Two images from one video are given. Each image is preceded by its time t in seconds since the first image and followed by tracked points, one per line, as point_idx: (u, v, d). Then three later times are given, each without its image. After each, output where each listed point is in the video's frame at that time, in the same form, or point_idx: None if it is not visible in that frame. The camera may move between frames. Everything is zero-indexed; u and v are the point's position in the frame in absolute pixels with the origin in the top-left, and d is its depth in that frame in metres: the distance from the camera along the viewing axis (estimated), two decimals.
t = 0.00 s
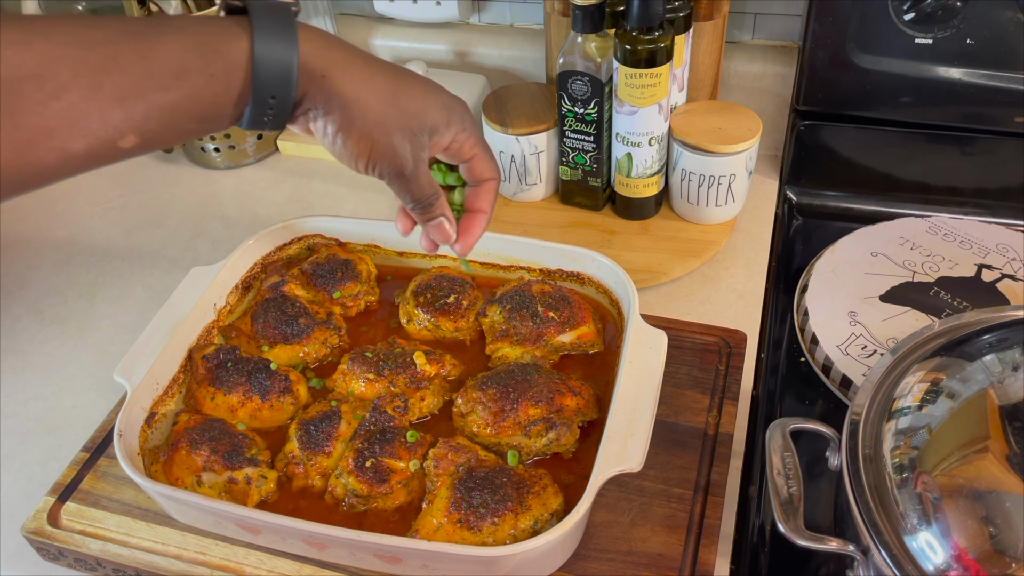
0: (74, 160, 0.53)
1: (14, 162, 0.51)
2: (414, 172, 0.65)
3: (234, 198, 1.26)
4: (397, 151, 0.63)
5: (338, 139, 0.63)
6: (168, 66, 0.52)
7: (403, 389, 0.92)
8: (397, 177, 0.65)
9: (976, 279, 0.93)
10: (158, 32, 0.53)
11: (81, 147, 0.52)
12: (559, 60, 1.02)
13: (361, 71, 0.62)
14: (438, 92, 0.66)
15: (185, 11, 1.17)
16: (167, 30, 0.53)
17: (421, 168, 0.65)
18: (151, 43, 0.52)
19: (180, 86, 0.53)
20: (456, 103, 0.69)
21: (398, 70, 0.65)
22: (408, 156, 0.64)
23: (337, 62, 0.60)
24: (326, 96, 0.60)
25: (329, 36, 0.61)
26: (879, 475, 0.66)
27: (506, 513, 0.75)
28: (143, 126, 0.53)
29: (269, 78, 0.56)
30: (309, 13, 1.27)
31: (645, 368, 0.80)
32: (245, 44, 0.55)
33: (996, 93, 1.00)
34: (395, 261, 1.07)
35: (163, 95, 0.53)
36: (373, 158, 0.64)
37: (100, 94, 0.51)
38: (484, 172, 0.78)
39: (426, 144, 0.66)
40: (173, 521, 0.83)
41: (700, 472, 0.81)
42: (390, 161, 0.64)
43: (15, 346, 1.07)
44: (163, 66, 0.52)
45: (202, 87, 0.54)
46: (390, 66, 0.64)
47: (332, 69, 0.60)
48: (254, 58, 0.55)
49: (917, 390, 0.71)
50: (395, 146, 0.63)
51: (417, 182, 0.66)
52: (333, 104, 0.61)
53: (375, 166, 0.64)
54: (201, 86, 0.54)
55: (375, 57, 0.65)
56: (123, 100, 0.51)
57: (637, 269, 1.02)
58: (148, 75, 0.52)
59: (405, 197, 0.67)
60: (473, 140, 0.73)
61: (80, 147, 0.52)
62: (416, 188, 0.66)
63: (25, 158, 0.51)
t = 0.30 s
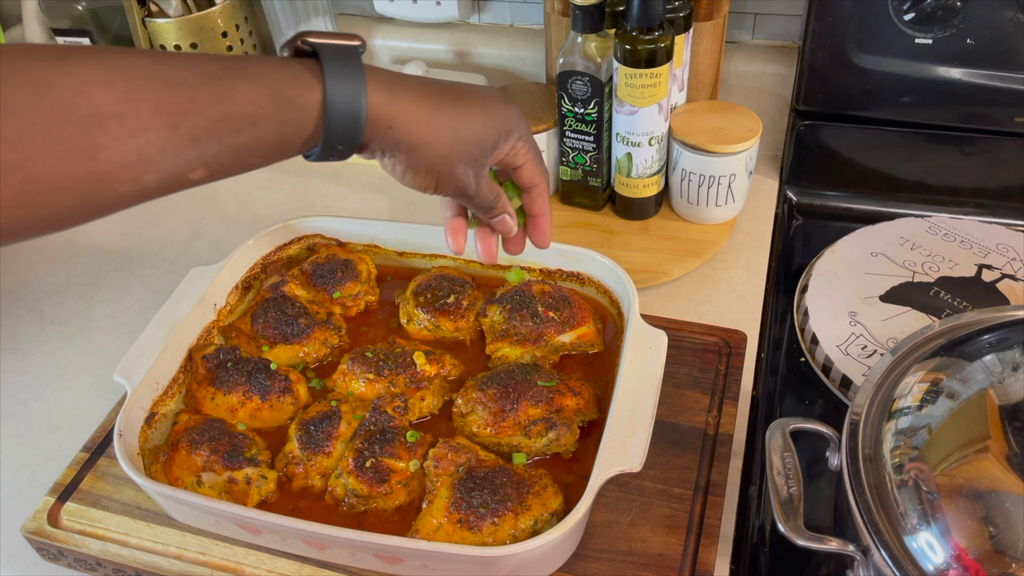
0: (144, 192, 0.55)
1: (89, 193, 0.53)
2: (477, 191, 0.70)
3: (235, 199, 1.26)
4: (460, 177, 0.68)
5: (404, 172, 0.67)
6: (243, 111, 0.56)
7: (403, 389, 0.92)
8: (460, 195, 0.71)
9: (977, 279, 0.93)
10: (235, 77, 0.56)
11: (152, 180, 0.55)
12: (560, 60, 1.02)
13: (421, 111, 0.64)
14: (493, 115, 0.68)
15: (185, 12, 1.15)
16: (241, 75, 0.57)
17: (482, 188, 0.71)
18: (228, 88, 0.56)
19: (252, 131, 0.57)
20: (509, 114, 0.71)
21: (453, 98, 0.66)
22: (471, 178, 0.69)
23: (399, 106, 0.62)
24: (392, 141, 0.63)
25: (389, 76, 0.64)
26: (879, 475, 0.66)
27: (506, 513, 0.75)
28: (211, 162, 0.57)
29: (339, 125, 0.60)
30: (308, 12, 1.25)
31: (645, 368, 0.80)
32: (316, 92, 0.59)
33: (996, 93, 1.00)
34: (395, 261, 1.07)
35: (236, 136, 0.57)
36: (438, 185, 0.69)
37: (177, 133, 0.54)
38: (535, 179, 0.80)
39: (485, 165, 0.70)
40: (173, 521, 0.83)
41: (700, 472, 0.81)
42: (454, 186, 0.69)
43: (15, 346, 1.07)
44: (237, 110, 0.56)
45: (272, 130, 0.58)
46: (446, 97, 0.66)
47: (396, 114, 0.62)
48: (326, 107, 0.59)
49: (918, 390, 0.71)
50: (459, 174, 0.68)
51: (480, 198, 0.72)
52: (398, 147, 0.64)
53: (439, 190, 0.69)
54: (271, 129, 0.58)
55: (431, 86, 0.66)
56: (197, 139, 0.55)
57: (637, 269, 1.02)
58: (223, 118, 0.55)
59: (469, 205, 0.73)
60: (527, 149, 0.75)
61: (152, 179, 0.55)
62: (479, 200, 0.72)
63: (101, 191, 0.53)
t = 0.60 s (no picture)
0: (199, 208, 0.58)
1: (152, 206, 0.55)
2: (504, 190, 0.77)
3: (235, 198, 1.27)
4: (488, 181, 0.75)
5: (437, 180, 0.75)
6: (294, 133, 0.60)
7: (403, 389, 0.92)
8: (489, 195, 0.78)
9: (977, 279, 0.93)
10: (288, 100, 0.60)
11: (208, 195, 0.58)
12: (560, 60, 1.02)
13: (450, 125, 0.70)
14: (514, 122, 0.74)
15: (185, 12, 1.15)
16: (293, 98, 0.61)
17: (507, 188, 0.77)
18: (282, 110, 0.60)
19: (301, 149, 0.61)
20: (528, 119, 0.76)
21: (477, 110, 0.73)
22: (499, 180, 0.76)
23: (431, 123, 0.69)
24: (427, 156, 0.70)
25: (417, 95, 0.69)
26: (879, 475, 0.66)
27: (506, 513, 0.75)
28: (260, 177, 0.60)
29: (380, 145, 0.65)
30: (308, 13, 1.24)
31: (645, 368, 0.80)
32: (361, 114, 0.64)
33: (996, 93, 1.00)
34: (394, 261, 1.07)
35: (285, 153, 0.60)
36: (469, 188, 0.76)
37: (236, 152, 0.57)
38: (556, 173, 0.84)
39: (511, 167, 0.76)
40: (173, 521, 0.83)
41: (700, 472, 0.81)
42: (483, 188, 0.76)
43: (15, 346, 1.07)
44: (289, 131, 0.60)
45: (320, 149, 0.62)
46: (470, 109, 0.72)
47: (428, 132, 0.68)
48: (370, 129, 0.64)
49: (917, 390, 0.71)
50: (487, 178, 0.75)
51: (506, 196, 0.79)
52: (432, 160, 0.71)
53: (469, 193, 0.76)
54: (318, 148, 0.62)
55: (455, 100, 0.72)
56: (252, 157, 0.59)
57: (637, 269, 1.02)
58: (276, 138, 0.59)
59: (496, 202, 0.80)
60: (548, 149, 0.81)
61: (208, 195, 0.58)
62: (506, 197, 0.79)
63: (163, 206, 0.56)
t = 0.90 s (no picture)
0: (196, 200, 0.57)
1: (151, 199, 0.55)
2: (478, 186, 0.80)
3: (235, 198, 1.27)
4: (467, 176, 0.77)
5: (418, 172, 0.76)
6: (288, 124, 0.60)
7: (403, 389, 0.92)
8: (465, 189, 0.80)
9: (977, 279, 0.93)
10: (279, 93, 0.60)
11: (206, 188, 0.57)
12: (559, 60, 1.02)
13: (436, 120, 0.71)
14: (495, 120, 0.76)
15: (185, 12, 1.14)
16: (285, 90, 0.61)
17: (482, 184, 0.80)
18: (274, 102, 0.59)
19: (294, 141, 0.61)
20: (509, 119, 0.78)
21: (462, 106, 0.74)
22: (476, 176, 0.78)
23: (417, 117, 0.69)
24: (410, 148, 0.71)
25: (407, 90, 0.70)
26: (879, 475, 0.66)
27: (506, 513, 0.75)
28: (255, 170, 0.60)
29: (367, 137, 0.66)
30: (308, 12, 1.24)
31: (645, 368, 0.80)
32: (349, 106, 0.64)
33: (997, 93, 1.00)
34: (394, 261, 1.07)
35: (278, 146, 0.60)
36: (446, 182, 0.78)
37: (230, 142, 0.57)
38: (530, 172, 0.87)
39: (488, 164, 0.79)
40: (173, 521, 0.83)
41: (700, 472, 0.81)
42: (461, 183, 0.78)
43: (15, 346, 1.07)
44: (282, 123, 0.60)
45: (311, 141, 0.62)
46: (456, 105, 0.73)
47: (414, 125, 0.69)
48: (359, 121, 0.64)
49: (917, 390, 0.71)
50: (466, 173, 0.77)
51: (481, 190, 0.82)
52: (417, 152, 0.72)
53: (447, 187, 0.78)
54: (310, 140, 0.62)
55: (441, 95, 0.73)
56: (246, 149, 0.58)
57: (638, 269, 1.02)
58: (269, 129, 0.59)
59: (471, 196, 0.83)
60: (524, 149, 0.83)
61: (205, 187, 0.57)
62: (480, 192, 0.82)
63: (159, 199, 0.55)
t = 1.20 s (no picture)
0: (150, 197, 0.61)
1: (106, 197, 0.58)
2: (429, 174, 0.83)
3: (235, 198, 1.27)
4: (414, 166, 0.80)
5: (368, 166, 0.79)
6: (236, 126, 0.63)
7: (403, 389, 0.92)
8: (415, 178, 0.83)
9: (977, 279, 0.93)
10: (226, 95, 0.63)
11: (157, 187, 0.60)
12: (559, 60, 1.02)
13: (381, 115, 0.73)
14: (440, 108, 0.78)
15: (185, 12, 1.14)
16: (232, 92, 0.64)
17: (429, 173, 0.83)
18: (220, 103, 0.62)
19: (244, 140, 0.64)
20: (454, 106, 0.80)
21: (406, 97, 0.76)
22: (424, 165, 0.81)
23: (363, 116, 0.72)
24: (358, 146, 0.74)
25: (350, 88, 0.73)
26: (879, 475, 0.66)
27: (506, 513, 0.75)
28: (204, 169, 0.63)
29: (314, 136, 0.69)
30: (308, 12, 1.24)
31: (645, 367, 0.80)
32: (295, 107, 0.67)
33: (997, 93, 1.00)
34: (394, 261, 1.07)
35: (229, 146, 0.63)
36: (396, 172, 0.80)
37: (179, 144, 0.60)
38: (473, 156, 0.89)
39: (436, 152, 0.81)
40: (173, 521, 0.83)
41: (700, 472, 0.81)
42: (410, 172, 0.81)
43: (15, 346, 1.07)
44: (229, 124, 0.63)
45: (258, 142, 0.65)
46: (400, 98, 0.76)
47: (360, 125, 0.72)
48: (306, 122, 0.68)
49: (917, 390, 0.71)
50: (414, 163, 0.80)
51: (430, 179, 0.84)
52: (364, 149, 0.75)
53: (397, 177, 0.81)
54: (257, 140, 0.65)
55: (384, 89, 0.75)
56: (196, 149, 0.61)
57: (638, 269, 1.02)
58: (219, 131, 0.62)
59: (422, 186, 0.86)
60: (471, 132, 0.86)
61: (156, 186, 0.60)
62: (430, 180, 0.85)
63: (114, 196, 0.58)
